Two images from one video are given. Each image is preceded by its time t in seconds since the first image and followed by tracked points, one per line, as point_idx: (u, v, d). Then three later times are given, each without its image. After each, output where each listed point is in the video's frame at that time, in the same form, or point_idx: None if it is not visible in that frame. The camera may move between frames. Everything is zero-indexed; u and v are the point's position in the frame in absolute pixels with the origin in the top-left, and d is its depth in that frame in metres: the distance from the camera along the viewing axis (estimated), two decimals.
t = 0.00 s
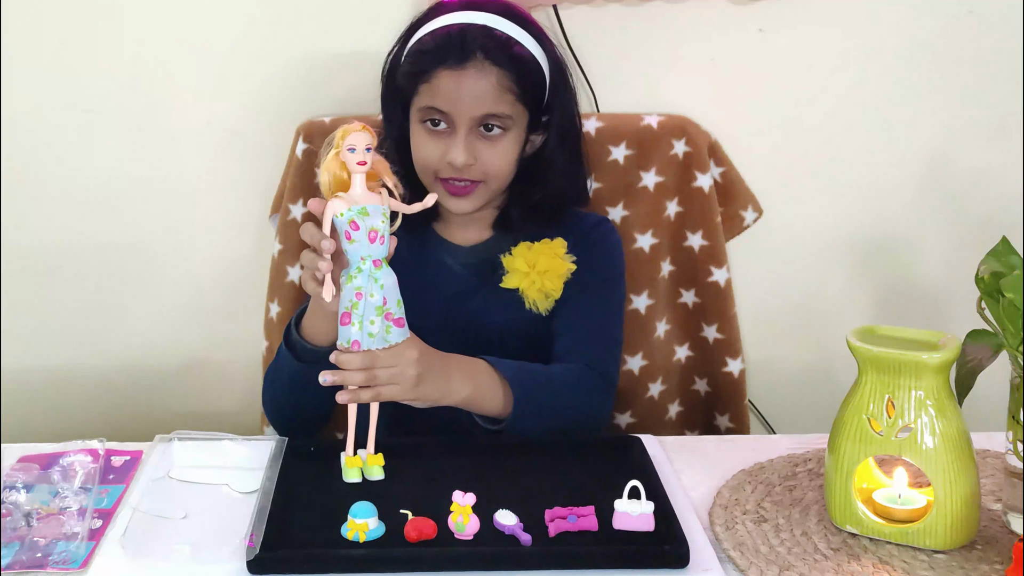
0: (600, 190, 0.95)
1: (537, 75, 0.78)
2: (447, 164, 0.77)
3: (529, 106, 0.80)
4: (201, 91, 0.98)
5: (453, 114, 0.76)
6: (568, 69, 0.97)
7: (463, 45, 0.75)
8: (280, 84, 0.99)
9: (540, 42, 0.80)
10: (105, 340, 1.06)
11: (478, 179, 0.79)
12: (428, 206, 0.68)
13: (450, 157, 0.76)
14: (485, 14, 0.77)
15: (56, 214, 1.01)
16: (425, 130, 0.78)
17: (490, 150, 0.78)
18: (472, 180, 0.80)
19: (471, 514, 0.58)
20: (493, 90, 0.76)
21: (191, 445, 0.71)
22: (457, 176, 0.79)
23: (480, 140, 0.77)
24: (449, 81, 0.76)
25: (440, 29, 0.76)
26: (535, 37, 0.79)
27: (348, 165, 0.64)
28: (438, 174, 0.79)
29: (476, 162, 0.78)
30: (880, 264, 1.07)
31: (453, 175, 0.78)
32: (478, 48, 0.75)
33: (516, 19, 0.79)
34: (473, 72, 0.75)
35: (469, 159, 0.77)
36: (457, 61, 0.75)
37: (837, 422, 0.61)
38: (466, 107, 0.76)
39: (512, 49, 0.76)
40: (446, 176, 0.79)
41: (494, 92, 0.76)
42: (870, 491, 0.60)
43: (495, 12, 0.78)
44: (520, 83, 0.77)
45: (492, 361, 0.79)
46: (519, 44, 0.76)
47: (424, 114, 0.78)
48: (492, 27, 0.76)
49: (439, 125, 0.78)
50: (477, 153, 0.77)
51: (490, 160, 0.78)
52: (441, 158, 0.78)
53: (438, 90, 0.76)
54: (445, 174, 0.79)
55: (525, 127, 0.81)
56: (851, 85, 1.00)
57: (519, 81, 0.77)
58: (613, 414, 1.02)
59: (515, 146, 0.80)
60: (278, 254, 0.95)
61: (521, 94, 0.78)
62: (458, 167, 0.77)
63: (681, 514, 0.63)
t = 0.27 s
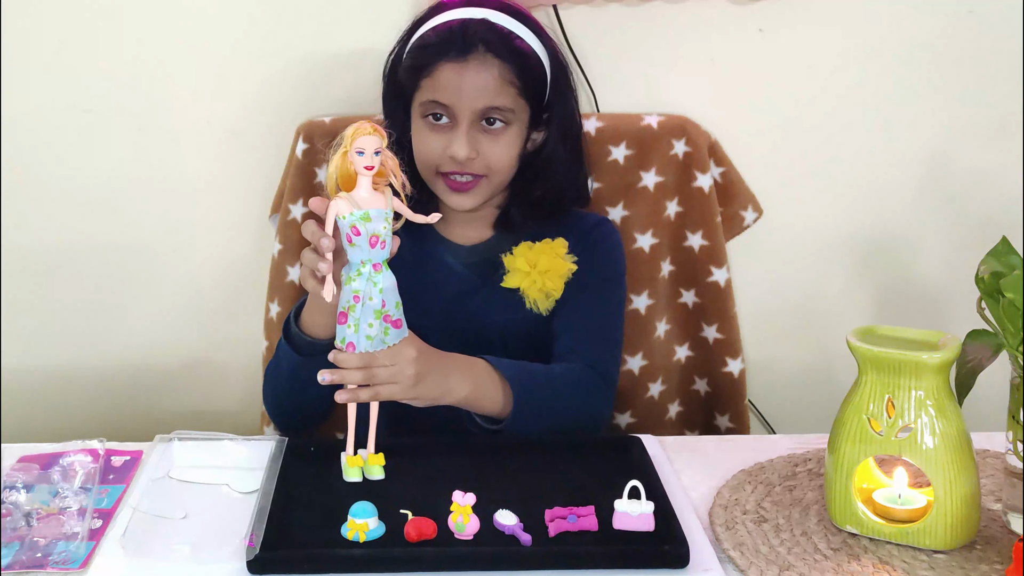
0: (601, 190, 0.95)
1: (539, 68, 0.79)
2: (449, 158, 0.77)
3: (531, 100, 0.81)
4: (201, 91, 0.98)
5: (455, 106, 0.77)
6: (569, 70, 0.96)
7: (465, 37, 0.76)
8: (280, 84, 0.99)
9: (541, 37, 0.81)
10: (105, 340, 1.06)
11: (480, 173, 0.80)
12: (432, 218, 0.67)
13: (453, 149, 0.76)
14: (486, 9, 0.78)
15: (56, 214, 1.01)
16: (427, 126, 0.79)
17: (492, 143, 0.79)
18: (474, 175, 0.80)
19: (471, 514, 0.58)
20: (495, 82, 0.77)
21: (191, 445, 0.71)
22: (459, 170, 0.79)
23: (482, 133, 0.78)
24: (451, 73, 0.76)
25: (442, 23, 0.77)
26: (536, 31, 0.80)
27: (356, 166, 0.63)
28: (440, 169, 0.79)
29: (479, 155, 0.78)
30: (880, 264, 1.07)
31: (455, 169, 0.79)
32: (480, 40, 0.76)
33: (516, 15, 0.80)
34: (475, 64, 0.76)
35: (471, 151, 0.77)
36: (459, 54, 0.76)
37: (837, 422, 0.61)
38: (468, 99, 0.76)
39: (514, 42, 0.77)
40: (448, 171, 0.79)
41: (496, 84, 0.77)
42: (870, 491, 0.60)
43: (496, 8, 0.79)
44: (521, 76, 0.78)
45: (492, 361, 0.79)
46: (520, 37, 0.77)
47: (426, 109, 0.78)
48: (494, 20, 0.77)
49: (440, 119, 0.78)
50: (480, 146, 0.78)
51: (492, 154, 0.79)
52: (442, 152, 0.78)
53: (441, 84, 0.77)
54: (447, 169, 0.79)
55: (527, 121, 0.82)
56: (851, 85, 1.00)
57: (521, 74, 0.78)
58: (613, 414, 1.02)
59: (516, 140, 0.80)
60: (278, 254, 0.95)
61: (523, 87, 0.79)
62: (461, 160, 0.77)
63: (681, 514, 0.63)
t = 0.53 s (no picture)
0: (600, 190, 0.95)
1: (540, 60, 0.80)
2: (452, 148, 0.77)
3: (532, 92, 0.81)
4: (201, 91, 0.98)
5: (458, 97, 0.77)
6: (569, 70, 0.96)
7: (468, 28, 0.77)
8: (280, 84, 0.99)
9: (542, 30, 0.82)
10: (105, 340, 1.06)
11: (483, 164, 0.80)
12: (428, 219, 0.67)
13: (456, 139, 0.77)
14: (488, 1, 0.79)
15: (56, 214, 1.01)
16: (428, 118, 0.79)
17: (495, 133, 0.79)
18: (477, 166, 0.80)
19: (471, 514, 0.58)
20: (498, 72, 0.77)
21: (191, 445, 0.71)
22: (461, 161, 0.79)
23: (484, 124, 0.78)
24: (455, 64, 0.77)
25: (444, 15, 0.78)
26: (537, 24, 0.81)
27: (353, 166, 0.63)
28: (442, 161, 0.79)
29: (482, 146, 0.78)
30: (880, 264, 1.07)
31: (458, 160, 0.79)
32: (483, 31, 0.77)
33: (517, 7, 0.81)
34: (478, 54, 0.77)
35: (474, 141, 0.77)
36: (461, 44, 0.77)
37: (837, 422, 0.61)
38: (471, 89, 0.77)
39: (516, 32, 0.78)
40: (450, 162, 0.79)
41: (499, 74, 0.77)
42: (869, 491, 0.60)
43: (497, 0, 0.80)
44: (523, 66, 0.79)
45: (492, 361, 0.79)
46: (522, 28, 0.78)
47: (428, 101, 0.79)
48: (495, 11, 0.78)
49: (443, 110, 0.78)
50: (483, 137, 0.78)
51: (495, 144, 0.79)
52: (445, 142, 0.78)
53: (443, 75, 0.77)
54: (450, 160, 0.79)
55: (529, 112, 0.82)
56: (851, 85, 1.00)
57: (523, 64, 0.79)
58: (613, 414, 1.02)
59: (519, 131, 0.81)
60: (278, 254, 0.95)
61: (525, 77, 0.80)
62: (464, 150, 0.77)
63: (682, 514, 0.63)
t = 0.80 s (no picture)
0: (601, 190, 0.95)
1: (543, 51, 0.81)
2: (460, 140, 0.78)
3: (536, 83, 0.82)
4: (200, 91, 0.98)
5: (464, 90, 0.78)
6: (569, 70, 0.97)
7: (471, 22, 0.77)
8: (280, 84, 0.99)
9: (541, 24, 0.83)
10: (105, 340, 1.06)
11: (491, 156, 0.80)
12: (438, 225, 0.67)
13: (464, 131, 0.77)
14: None
15: (55, 214, 1.01)
16: (433, 113, 0.79)
17: (502, 125, 0.79)
18: (485, 158, 0.80)
19: (471, 514, 0.58)
20: (502, 62, 0.78)
21: (191, 445, 0.71)
22: (469, 153, 0.79)
23: (491, 116, 0.79)
24: (459, 58, 0.77)
25: (445, 10, 0.78)
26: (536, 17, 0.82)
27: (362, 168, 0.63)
28: (450, 154, 0.79)
29: (490, 137, 0.78)
30: (880, 264, 1.07)
31: (466, 152, 0.79)
32: (486, 24, 0.77)
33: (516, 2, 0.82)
34: (482, 46, 0.78)
35: (483, 132, 0.78)
36: (464, 36, 0.77)
37: (837, 422, 0.61)
38: (477, 82, 0.77)
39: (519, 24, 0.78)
40: (458, 155, 0.79)
41: (503, 64, 0.78)
42: (869, 491, 0.59)
43: None
44: (526, 57, 0.80)
45: (493, 362, 0.79)
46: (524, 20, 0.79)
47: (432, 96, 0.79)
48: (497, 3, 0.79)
49: (449, 103, 0.79)
50: (490, 128, 0.79)
51: (503, 135, 0.79)
52: (453, 135, 0.78)
53: (448, 69, 0.78)
54: (458, 153, 0.79)
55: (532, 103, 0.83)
56: (851, 85, 1.00)
57: (527, 55, 0.80)
58: (613, 414, 1.02)
59: (524, 122, 0.81)
60: (278, 254, 0.95)
61: (529, 68, 0.80)
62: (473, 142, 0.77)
63: (681, 514, 0.63)
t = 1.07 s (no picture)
0: (600, 190, 0.95)
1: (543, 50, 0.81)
2: (462, 138, 0.77)
3: (537, 83, 0.82)
4: (200, 91, 0.98)
5: (466, 89, 0.77)
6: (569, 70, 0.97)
7: (472, 21, 0.77)
8: (280, 84, 0.99)
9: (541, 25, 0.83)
10: (105, 340, 1.06)
11: (494, 155, 0.79)
12: (437, 222, 0.67)
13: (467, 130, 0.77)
14: None
15: (55, 214, 1.01)
16: (435, 112, 0.79)
17: (505, 124, 0.79)
18: (487, 156, 0.80)
19: (471, 514, 0.58)
20: (504, 60, 0.78)
21: (191, 445, 0.71)
22: (472, 152, 0.79)
23: (493, 115, 0.79)
24: (460, 57, 0.77)
25: (446, 10, 0.78)
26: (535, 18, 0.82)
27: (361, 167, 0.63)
28: (452, 153, 0.79)
29: (493, 136, 0.78)
30: (880, 264, 1.07)
31: (469, 151, 0.78)
32: (487, 24, 0.78)
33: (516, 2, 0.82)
34: (483, 46, 0.78)
35: (485, 131, 0.77)
36: (466, 35, 0.77)
37: (837, 422, 0.61)
38: (478, 80, 0.77)
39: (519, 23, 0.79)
40: (461, 154, 0.79)
41: (505, 63, 0.78)
42: (870, 491, 0.59)
43: None
44: (527, 55, 0.80)
45: (493, 362, 0.79)
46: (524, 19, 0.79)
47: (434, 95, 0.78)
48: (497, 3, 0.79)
49: (450, 103, 0.78)
50: (492, 127, 0.78)
51: (505, 133, 0.79)
52: (455, 134, 0.78)
53: (449, 68, 0.78)
54: (460, 152, 0.79)
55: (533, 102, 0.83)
56: (851, 85, 1.00)
57: (528, 53, 0.80)
58: (613, 414, 1.02)
59: (526, 121, 0.81)
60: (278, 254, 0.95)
61: (530, 67, 0.80)
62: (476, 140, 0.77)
63: (681, 513, 0.63)
